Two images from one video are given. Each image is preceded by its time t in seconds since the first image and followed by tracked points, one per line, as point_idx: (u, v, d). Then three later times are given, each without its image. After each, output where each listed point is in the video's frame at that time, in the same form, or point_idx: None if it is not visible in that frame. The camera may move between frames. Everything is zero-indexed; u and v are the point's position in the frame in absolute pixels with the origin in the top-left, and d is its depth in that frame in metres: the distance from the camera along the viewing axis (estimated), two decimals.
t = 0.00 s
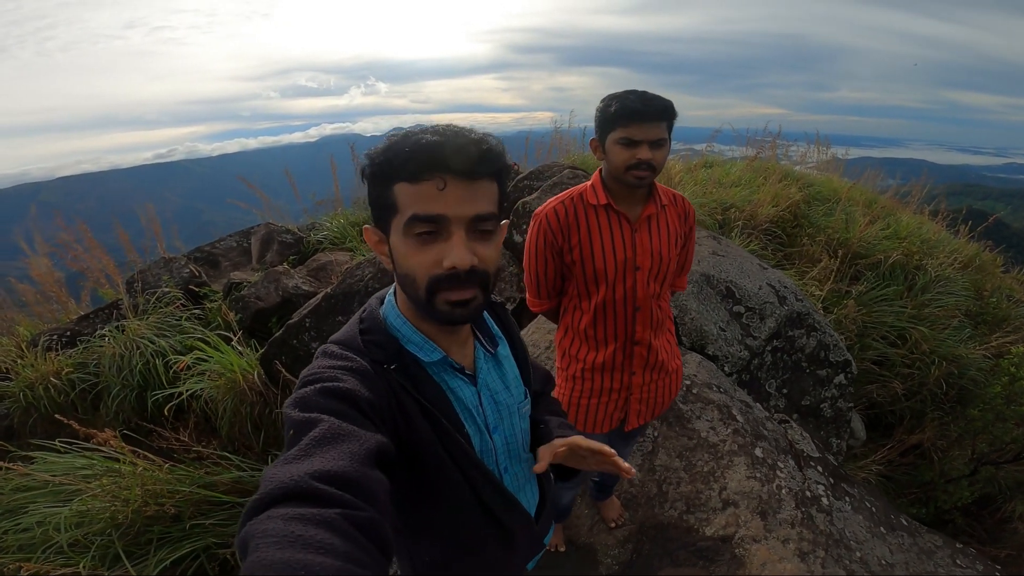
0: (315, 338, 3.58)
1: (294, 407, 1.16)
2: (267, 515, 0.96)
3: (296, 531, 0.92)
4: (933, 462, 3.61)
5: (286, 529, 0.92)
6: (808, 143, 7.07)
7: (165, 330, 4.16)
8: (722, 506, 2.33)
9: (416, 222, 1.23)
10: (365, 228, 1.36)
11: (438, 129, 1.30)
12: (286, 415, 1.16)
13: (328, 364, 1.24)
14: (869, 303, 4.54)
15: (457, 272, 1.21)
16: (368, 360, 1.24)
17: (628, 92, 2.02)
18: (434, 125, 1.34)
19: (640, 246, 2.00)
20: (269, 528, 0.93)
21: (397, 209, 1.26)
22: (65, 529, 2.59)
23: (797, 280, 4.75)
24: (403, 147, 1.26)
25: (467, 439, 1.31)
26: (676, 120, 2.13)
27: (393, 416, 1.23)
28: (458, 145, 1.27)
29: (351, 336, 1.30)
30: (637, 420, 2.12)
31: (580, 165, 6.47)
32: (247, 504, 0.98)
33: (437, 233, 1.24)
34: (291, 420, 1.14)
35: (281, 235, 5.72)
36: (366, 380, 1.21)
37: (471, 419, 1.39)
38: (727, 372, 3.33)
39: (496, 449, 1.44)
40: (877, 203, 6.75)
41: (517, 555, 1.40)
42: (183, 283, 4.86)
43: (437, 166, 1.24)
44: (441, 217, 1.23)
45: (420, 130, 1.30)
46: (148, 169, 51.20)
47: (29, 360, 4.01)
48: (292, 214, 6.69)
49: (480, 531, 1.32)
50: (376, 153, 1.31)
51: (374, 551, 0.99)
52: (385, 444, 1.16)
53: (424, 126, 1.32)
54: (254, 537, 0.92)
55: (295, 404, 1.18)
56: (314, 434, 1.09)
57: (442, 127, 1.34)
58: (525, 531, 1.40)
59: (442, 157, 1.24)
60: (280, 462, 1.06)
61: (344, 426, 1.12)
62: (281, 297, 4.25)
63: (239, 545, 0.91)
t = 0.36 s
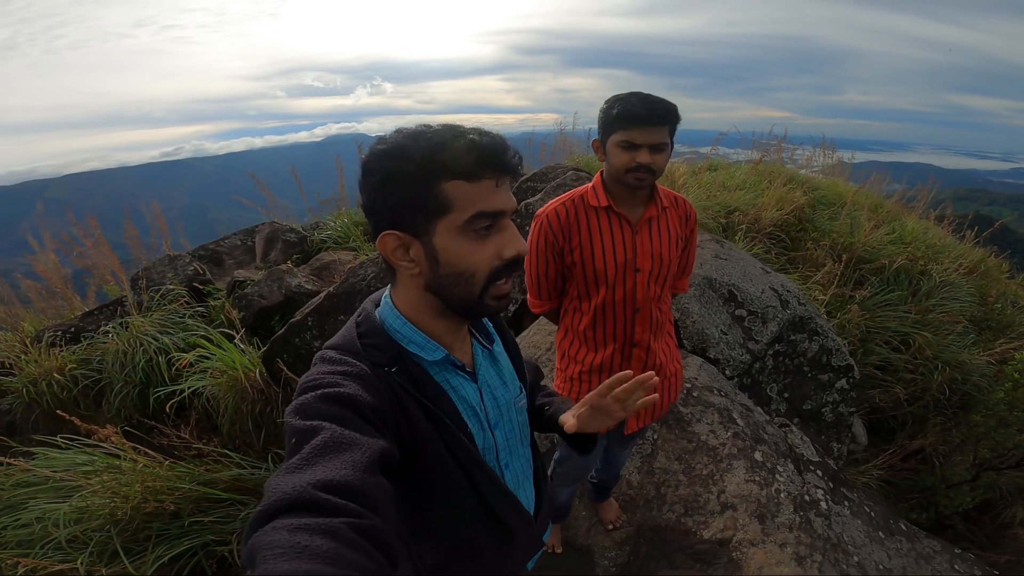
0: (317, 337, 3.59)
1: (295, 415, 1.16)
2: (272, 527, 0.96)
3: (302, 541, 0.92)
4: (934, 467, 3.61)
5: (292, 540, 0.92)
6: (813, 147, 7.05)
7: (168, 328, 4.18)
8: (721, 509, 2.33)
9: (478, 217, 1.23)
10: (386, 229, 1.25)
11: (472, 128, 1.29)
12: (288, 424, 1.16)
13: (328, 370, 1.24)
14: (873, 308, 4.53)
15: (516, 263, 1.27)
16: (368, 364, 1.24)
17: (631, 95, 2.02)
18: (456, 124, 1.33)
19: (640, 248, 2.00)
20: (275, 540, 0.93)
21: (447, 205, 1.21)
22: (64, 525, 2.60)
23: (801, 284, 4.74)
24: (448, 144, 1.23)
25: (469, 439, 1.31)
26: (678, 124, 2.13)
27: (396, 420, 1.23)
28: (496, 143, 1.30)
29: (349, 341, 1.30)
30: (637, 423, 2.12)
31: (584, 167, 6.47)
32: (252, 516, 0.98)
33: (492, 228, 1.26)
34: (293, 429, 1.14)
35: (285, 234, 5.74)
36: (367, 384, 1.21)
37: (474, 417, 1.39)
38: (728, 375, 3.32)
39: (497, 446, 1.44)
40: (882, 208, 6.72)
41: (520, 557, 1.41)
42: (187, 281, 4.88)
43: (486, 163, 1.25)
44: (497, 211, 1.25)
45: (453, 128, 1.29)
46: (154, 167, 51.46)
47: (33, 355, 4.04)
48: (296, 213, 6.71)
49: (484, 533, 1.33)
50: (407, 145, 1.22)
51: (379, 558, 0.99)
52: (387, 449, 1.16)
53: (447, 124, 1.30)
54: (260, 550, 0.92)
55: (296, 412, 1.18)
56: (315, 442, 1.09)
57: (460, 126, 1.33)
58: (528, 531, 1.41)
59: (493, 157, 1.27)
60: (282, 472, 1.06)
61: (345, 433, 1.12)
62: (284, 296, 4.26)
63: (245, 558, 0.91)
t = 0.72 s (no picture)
0: (318, 335, 3.59)
1: (286, 413, 1.15)
2: (265, 526, 0.95)
3: (296, 540, 0.91)
4: (936, 472, 3.58)
5: (286, 539, 0.91)
6: (820, 150, 7.02)
7: (171, 324, 4.19)
8: (717, 512, 2.33)
9: (462, 214, 1.22)
10: (371, 222, 1.25)
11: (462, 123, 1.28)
12: (278, 422, 1.14)
13: (318, 367, 1.22)
14: (877, 312, 4.49)
15: (500, 261, 1.26)
16: (359, 360, 1.23)
17: (627, 94, 2.01)
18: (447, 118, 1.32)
19: (635, 248, 1.98)
20: (268, 539, 0.91)
21: (430, 201, 1.21)
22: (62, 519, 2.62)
23: (805, 287, 4.71)
24: (435, 139, 1.22)
25: (463, 434, 1.31)
26: (678, 124, 2.11)
27: (388, 415, 1.22)
28: (487, 140, 1.29)
29: (340, 337, 1.29)
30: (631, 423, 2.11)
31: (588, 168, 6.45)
32: (245, 517, 0.97)
33: (477, 225, 1.25)
34: (284, 427, 1.12)
35: (289, 232, 5.76)
36: (359, 380, 1.20)
37: (467, 409, 1.38)
38: (728, 377, 3.31)
39: (490, 437, 1.43)
40: (889, 211, 6.68)
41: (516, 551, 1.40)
42: (191, 277, 4.90)
43: (474, 160, 1.24)
44: (484, 209, 1.24)
45: (442, 123, 1.28)
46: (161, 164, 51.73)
47: (37, 350, 4.06)
48: (301, 212, 6.73)
49: (481, 529, 1.33)
50: (393, 139, 1.22)
51: (374, 554, 0.99)
52: (380, 445, 1.15)
53: (439, 119, 1.29)
54: (255, 550, 0.91)
55: (286, 410, 1.16)
56: (308, 440, 1.07)
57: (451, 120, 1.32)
58: (524, 525, 1.41)
59: (482, 153, 1.26)
60: (274, 471, 1.04)
61: (338, 429, 1.11)
62: (286, 294, 4.27)
63: (240, 558, 0.90)
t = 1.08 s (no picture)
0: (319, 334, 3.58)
1: (291, 408, 1.13)
2: (267, 522, 0.93)
3: (298, 537, 0.89)
4: (938, 475, 3.57)
5: (288, 536, 0.89)
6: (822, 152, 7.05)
7: (171, 323, 4.18)
8: (720, 514, 2.31)
9: (425, 212, 1.19)
10: (357, 221, 1.31)
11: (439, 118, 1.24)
12: (284, 417, 1.13)
13: (324, 362, 1.21)
14: (879, 315, 4.47)
15: (470, 262, 1.20)
16: (365, 355, 1.22)
17: (628, 91, 2.00)
18: (428, 112, 1.29)
19: (637, 246, 1.97)
20: (269, 536, 0.90)
21: (398, 200, 1.21)
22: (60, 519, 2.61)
23: (807, 289, 4.69)
24: (397, 136, 1.20)
25: (467, 431, 1.29)
26: (681, 122, 2.09)
27: (393, 412, 1.21)
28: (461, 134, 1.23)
29: (347, 331, 1.27)
30: (634, 423, 2.09)
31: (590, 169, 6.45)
32: (248, 512, 0.96)
33: (446, 223, 1.21)
34: (289, 422, 1.11)
35: (290, 232, 5.75)
36: (364, 376, 1.19)
37: (472, 408, 1.36)
38: (731, 379, 3.29)
39: (495, 436, 1.42)
40: (891, 214, 6.67)
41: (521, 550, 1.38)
42: (192, 277, 4.89)
43: (441, 156, 1.20)
44: (451, 207, 1.20)
45: (414, 118, 1.25)
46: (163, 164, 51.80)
47: (38, 349, 4.06)
48: (302, 212, 6.72)
49: (483, 527, 1.31)
50: (367, 138, 1.24)
51: (377, 553, 0.97)
52: (384, 441, 1.14)
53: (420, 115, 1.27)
54: (256, 546, 0.89)
55: (292, 405, 1.15)
56: (312, 435, 1.06)
57: (435, 114, 1.29)
58: (527, 525, 1.39)
59: (447, 146, 1.20)
60: (277, 466, 1.03)
61: (343, 425, 1.09)
62: (287, 294, 4.26)
63: (240, 555, 0.88)
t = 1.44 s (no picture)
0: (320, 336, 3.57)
1: (299, 399, 1.11)
2: (272, 513, 0.91)
3: (302, 529, 0.87)
4: (940, 476, 3.55)
5: (292, 528, 0.87)
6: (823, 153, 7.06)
7: (172, 325, 4.17)
8: (724, 515, 2.30)
9: (403, 229, 1.20)
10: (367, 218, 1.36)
11: (433, 126, 1.20)
12: (291, 408, 1.11)
13: (333, 353, 1.19)
14: (880, 316, 4.46)
15: (441, 285, 1.17)
16: (373, 348, 1.20)
17: (632, 91, 2.00)
18: (426, 114, 1.24)
19: (642, 246, 1.96)
20: (274, 527, 0.88)
21: (387, 212, 1.23)
22: (59, 521, 2.59)
23: (808, 290, 4.67)
24: (385, 147, 1.20)
25: (474, 428, 1.28)
26: (684, 121, 2.08)
27: (399, 406, 1.19)
28: (448, 144, 1.18)
29: (357, 324, 1.26)
30: (638, 424, 2.07)
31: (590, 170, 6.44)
32: (252, 502, 0.93)
33: (425, 242, 1.20)
34: (296, 413, 1.09)
35: (291, 233, 5.74)
36: (372, 368, 1.17)
37: (478, 406, 1.35)
38: (733, 380, 3.28)
39: (501, 436, 1.40)
40: (891, 215, 6.67)
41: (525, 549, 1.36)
42: (193, 278, 4.88)
43: (422, 172, 1.17)
44: (426, 227, 1.18)
45: (407, 123, 1.22)
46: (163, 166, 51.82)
47: (37, 351, 4.04)
48: (302, 213, 6.71)
49: (486, 526, 1.29)
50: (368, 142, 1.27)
51: (383, 547, 0.95)
52: (390, 436, 1.12)
53: (420, 119, 1.23)
54: (260, 537, 0.87)
55: (299, 396, 1.13)
56: (319, 427, 1.04)
57: (433, 116, 1.25)
58: (530, 525, 1.37)
59: (428, 161, 1.16)
60: (283, 457, 1.01)
61: (350, 418, 1.07)
62: (288, 295, 4.25)
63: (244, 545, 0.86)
